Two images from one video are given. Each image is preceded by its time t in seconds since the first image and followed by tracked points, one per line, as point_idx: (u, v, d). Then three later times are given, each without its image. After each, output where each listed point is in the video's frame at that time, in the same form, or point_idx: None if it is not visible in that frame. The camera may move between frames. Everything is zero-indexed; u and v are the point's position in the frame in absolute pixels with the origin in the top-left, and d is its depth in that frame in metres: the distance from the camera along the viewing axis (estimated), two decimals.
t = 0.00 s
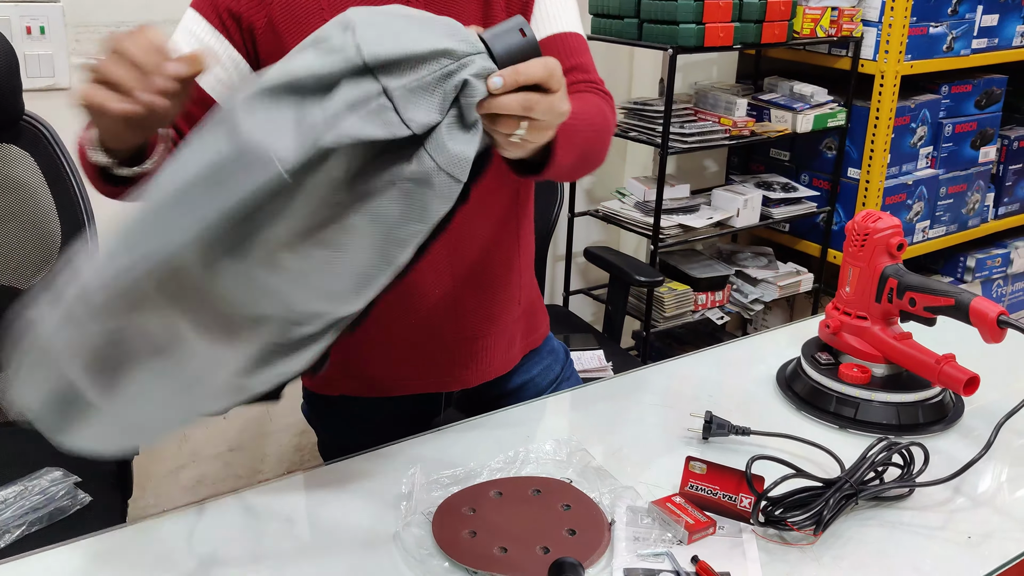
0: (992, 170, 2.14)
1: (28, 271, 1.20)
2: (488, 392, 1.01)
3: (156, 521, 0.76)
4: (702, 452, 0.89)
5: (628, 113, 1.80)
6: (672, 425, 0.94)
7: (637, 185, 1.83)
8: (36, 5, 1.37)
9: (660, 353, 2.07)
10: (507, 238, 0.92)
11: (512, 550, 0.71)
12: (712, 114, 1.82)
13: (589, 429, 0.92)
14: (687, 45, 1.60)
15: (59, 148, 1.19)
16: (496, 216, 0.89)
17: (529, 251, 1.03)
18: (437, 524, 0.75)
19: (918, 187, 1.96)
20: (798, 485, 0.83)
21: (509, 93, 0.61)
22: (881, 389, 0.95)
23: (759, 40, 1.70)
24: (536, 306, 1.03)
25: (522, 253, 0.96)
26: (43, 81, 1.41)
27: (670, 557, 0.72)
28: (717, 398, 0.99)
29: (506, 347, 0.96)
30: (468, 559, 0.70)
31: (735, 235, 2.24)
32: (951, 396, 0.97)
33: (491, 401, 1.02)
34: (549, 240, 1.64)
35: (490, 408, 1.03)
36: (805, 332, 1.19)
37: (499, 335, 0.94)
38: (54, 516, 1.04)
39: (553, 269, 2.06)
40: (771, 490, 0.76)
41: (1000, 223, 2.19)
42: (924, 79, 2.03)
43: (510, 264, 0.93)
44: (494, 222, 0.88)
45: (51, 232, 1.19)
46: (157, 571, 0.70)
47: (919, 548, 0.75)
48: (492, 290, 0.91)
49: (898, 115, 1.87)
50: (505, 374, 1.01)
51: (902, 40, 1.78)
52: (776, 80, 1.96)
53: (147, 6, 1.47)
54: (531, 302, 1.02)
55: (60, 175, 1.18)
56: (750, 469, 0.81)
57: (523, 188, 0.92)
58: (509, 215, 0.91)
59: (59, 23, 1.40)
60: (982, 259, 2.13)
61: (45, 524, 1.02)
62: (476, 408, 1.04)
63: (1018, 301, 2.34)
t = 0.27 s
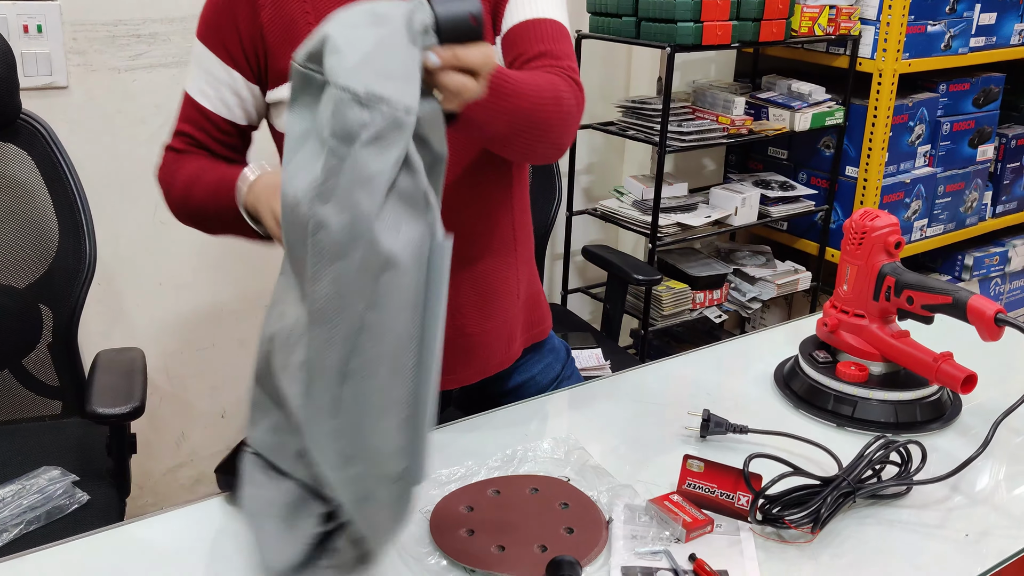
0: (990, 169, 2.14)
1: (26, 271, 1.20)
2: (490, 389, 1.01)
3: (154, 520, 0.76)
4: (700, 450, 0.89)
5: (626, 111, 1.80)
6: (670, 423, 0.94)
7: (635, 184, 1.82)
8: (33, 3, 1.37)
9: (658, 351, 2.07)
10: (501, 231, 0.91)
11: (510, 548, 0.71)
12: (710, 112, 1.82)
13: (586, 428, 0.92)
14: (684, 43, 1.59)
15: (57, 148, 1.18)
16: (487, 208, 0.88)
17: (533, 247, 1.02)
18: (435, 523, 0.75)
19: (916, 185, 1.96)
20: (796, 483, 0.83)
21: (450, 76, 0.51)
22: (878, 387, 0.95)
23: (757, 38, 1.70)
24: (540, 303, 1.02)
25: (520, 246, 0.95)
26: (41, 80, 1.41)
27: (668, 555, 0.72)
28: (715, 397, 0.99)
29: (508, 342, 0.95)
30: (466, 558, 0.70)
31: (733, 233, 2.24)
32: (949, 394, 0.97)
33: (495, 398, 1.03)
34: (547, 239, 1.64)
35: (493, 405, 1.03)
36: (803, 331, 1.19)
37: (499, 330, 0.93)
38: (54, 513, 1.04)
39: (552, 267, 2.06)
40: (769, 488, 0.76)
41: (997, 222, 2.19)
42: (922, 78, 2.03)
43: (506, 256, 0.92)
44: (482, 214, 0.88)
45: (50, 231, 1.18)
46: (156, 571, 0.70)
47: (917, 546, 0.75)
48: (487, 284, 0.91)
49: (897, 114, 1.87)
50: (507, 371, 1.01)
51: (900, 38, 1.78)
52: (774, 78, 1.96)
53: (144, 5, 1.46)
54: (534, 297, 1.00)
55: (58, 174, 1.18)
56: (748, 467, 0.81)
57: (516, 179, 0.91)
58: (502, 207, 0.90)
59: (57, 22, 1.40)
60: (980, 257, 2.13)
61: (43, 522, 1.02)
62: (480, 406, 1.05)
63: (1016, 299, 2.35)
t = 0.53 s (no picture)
0: (989, 166, 2.14)
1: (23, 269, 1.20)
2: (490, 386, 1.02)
3: (152, 518, 0.76)
4: (699, 448, 0.89)
5: (624, 109, 1.79)
6: (668, 422, 0.93)
7: (634, 182, 1.82)
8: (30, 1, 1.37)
9: (657, 350, 2.07)
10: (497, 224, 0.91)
11: (508, 546, 0.71)
12: (709, 110, 1.82)
13: (584, 426, 0.92)
14: (683, 41, 1.59)
15: (55, 145, 1.18)
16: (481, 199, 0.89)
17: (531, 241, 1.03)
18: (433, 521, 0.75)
19: (915, 183, 1.96)
20: (795, 481, 0.83)
21: None
22: (877, 385, 0.95)
23: (756, 36, 1.70)
24: (538, 298, 1.02)
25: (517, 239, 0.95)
26: (38, 78, 1.41)
27: (667, 553, 0.72)
28: (714, 395, 0.99)
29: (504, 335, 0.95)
30: (464, 556, 0.70)
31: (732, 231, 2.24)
32: (948, 391, 0.97)
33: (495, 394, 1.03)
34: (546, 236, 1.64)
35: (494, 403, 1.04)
36: (801, 329, 1.19)
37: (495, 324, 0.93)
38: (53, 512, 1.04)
39: (551, 265, 2.06)
40: (767, 486, 0.77)
41: (996, 219, 2.19)
42: (921, 75, 2.03)
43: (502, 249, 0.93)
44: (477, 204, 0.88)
45: (47, 229, 1.18)
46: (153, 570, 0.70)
47: (916, 544, 0.75)
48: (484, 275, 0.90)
49: (895, 112, 1.87)
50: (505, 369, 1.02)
51: (899, 36, 1.78)
52: (773, 76, 1.96)
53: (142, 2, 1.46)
54: (533, 291, 1.00)
55: (55, 172, 1.17)
56: (746, 465, 0.81)
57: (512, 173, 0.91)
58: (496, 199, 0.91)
59: (55, 20, 1.40)
60: (979, 255, 2.13)
61: (41, 521, 1.02)
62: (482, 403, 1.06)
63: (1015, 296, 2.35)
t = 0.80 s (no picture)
0: (990, 164, 2.14)
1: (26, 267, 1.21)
2: (486, 385, 1.02)
3: (152, 516, 0.76)
4: (699, 445, 0.89)
5: (625, 107, 1.79)
6: (668, 419, 0.93)
7: (634, 179, 1.83)
8: None
9: (658, 347, 2.07)
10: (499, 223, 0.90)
11: (508, 543, 0.71)
12: (710, 107, 1.82)
13: (585, 423, 0.92)
14: (684, 38, 1.59)
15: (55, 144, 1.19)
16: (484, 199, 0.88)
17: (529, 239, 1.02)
18: (433, 518, 0.75)
19: (916, 181, 1.96)
20: (796, 479, 0.83)
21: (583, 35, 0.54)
22: (877, 382, 0.95)
23: (756, 34, 1.70)
24: (533, 298, 1.02)
25: (517, 238, 0.94)
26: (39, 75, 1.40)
27: (667, 551, 0.72)
28: (714, 392, 0.99)
29: (504, 334, 0.94)
30: (464, 553, 0.70)
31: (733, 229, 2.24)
32: (949, 389, 0.97)
33: (491, 393, 1.03)
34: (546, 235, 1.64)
35: (491, 401, 1.04)
36: (802, 326, 1.19)
37: (494, 322, 0.93)
38: (53, 510, 1.04)
39: (551, 264, 2.06)
40: (768, 483, 0.77)
41: (997, 217, 2.19)
42: (922, 73, 2.03)
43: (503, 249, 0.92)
44: (483, 203, 0.86)
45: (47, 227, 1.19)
46: (154, 567, 0.70)
47: (917, 541, 0.75)
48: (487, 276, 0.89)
49: (896, 109, 1.87)
50: (501, 370, 1.01)
51: (899, 34, 1.78)
52: (773, 74, 1.96)
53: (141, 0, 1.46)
54: (528, 291, 1.00)
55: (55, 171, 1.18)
56: (747, 462, 0.81)
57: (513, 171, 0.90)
58: (500, 196, 0.90)
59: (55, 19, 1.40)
60: (979, 253, 2.13)
61: (41, 519, 1.02)
62: (479, 401, 1.06)
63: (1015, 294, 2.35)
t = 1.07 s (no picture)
0: (991, 162, 2.14)
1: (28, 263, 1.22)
2: (487, 385, 1.02)
3: (154, 513, 0.76)
4: (701, 442, 0.89)
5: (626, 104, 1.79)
6: (670, 417, 0.93)
7: (635, 177, 1.82)
8: None
9: (658, 345, 2.07)
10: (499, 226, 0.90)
11: (510, 541, 0.71)
12: (711, 105, 1.82)
13: (586, 421, 0.92)
14: (685, 36, 1.59)
15: (56, 141, 1.19)
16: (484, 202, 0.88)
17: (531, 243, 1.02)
18: (435, 515, 0.75)
19: (917, 179, 1.95)
20: (797, 476, 0.83)
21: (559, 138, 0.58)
22: (879, 379, 0.95)
23: (758, 31, 1.69)
24: (533, 299, 1.02)
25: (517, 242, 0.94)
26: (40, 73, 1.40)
27: (669, 548, 0.72)
28: (716, 389, 0.99)
29: (501, 337, 0.94)
30: (466, 550, 0.70)
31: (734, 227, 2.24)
32: (950, 387, 0.97)
33: (490, 392, 1.03)
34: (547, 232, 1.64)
35: (491, 400, 1.03)
36: (803, 324, 1.19)
37: (492, 323, 0.93)
38: (54, 508, 1.04)
39: (552, 261, 2.06)
40: (769, 480, 0.77)
41: (998, 215, 2.19)
42: (923, 71, 2.03)
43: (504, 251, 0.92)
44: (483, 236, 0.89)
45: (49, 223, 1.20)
46: (156, 564, 0.70)
47: (918, 538, 0.75)
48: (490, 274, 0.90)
49: (897, 107, 1.87)
50: (502, 369, 1.01)
51: (901, 32, 1.78)
52: (775, 72, 1.96)
53: None
54: (529, 292, 1.01)
55: (57, 168, 1.19)
56: (749, 460, 0.81)
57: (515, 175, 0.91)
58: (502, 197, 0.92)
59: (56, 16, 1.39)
60: (981, 251, 2.13)
61: (43, 516, 1.02)
62: (478, 400, 1.05)
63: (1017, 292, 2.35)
